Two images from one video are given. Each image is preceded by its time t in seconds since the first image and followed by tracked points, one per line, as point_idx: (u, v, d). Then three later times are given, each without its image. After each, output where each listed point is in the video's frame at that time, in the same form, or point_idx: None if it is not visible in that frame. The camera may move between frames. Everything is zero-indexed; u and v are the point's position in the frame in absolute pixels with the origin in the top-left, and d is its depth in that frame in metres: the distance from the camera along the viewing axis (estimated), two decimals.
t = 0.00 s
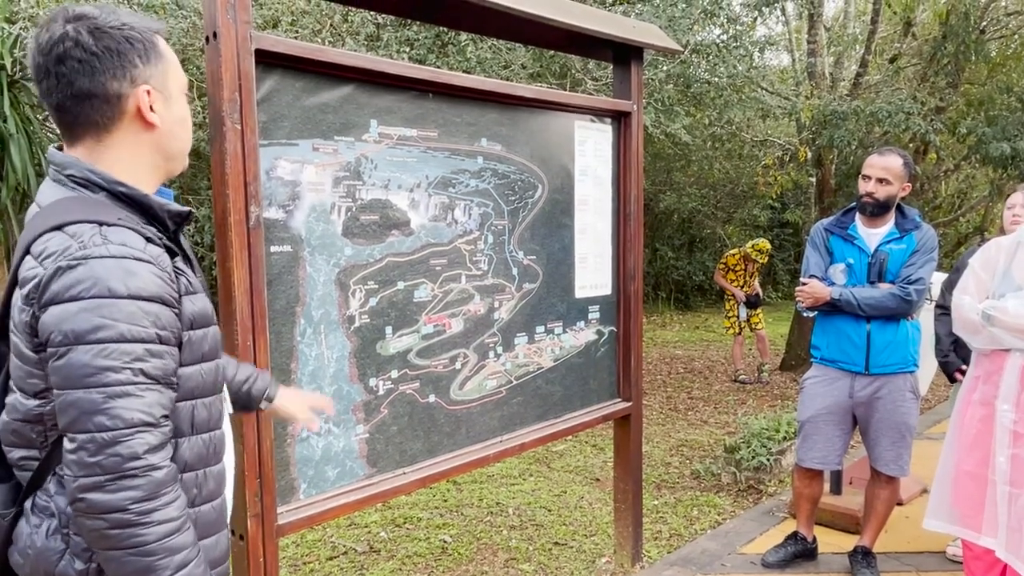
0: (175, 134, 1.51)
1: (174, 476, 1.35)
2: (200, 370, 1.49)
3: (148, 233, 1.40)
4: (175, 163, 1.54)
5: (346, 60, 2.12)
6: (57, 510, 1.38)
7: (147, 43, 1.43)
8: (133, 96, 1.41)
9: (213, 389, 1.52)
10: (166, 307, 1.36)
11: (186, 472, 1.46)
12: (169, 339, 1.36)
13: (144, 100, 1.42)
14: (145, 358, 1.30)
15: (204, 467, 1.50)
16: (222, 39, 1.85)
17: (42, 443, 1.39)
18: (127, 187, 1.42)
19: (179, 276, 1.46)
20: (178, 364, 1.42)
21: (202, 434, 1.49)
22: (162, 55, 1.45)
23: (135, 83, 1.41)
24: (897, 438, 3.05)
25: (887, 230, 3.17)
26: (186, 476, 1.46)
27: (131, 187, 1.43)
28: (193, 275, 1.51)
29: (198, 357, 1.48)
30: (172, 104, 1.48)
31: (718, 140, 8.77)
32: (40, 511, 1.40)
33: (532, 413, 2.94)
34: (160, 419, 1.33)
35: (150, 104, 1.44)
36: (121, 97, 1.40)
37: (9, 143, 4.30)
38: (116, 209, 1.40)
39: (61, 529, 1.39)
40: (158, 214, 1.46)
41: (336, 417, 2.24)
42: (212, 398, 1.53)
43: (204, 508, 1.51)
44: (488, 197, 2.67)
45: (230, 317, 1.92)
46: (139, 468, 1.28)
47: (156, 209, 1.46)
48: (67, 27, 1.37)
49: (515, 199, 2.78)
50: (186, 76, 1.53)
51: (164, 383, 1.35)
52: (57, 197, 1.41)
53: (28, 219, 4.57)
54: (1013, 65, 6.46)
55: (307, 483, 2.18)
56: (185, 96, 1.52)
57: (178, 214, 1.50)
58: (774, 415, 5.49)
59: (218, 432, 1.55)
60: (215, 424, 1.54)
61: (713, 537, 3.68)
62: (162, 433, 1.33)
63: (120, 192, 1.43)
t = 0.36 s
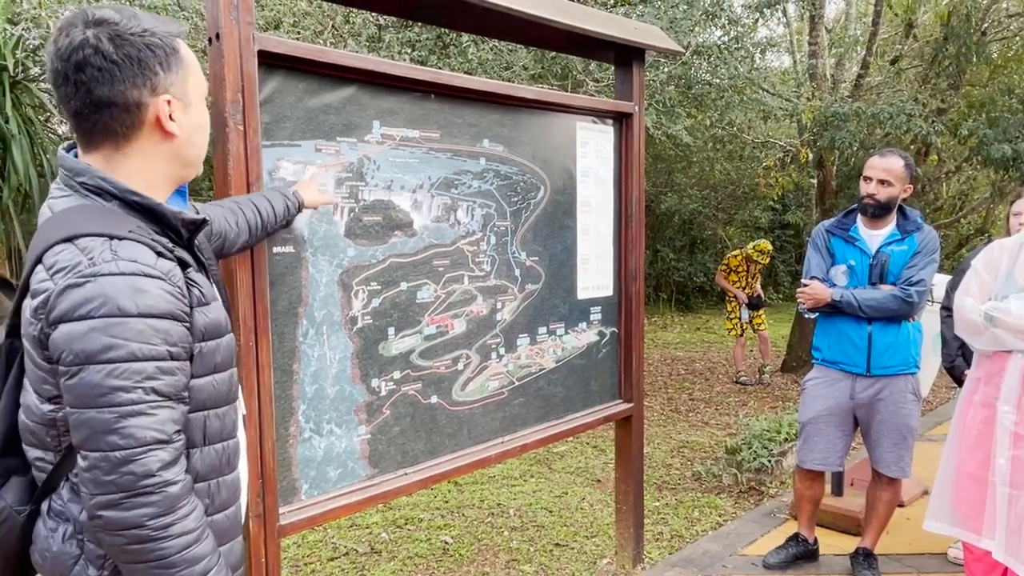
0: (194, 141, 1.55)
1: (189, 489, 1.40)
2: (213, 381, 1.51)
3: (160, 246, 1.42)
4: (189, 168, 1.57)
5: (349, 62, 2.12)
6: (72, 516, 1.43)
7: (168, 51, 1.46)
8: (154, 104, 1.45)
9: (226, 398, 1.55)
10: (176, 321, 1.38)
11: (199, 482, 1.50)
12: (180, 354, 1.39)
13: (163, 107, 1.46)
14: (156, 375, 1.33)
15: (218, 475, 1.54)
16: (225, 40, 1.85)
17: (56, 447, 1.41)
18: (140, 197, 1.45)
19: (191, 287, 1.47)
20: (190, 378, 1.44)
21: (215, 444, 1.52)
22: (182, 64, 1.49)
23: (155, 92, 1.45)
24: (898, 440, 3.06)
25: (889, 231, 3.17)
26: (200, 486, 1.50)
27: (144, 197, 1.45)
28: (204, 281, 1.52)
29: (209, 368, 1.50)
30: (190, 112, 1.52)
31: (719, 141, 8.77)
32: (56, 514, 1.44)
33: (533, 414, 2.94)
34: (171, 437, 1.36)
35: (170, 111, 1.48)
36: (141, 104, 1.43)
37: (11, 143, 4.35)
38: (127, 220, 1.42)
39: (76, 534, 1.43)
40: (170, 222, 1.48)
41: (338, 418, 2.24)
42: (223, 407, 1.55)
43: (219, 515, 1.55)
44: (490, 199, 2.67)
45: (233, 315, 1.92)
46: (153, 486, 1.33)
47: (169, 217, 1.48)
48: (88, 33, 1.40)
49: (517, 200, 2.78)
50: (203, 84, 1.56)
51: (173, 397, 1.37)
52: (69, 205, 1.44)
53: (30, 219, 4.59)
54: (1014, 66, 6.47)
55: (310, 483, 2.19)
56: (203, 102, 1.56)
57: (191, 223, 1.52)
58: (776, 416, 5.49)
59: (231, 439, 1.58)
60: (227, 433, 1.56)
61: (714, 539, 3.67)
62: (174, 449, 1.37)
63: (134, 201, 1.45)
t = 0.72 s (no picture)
0: (236, 151, 1.58)
1: (216, 491, 1.40)
2: (248, 385, 1.52)
3: (203, 253, 1.45)
4: (228, 177, 1.61)
5: (350, 63, 2.13)
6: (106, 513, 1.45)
7: (211, 67, 1.49)
8: (199, 120, 1.48)
9: (260, 402, 1.56)
10: (217, 326, 1.40)
11: (229, 483, 1.50)
12: (219, 358, 1.41)
13: (208, 122, 1.49)
14: (195, 377, 1.35)
15: (248, 477, 1.54)
16: (225, 42, 1.86)
17: (95, 444, 1.45)
18: (185, 205, 1.47)
19: (232, 293, 1.49)
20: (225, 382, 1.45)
21: (247, 448, 1.53)
22: (224, 78, 1.52)
23: (200, 108, 1.48)
24: (899, 441, 3.06)
25: (889, 232, 3.17)
26: (231, 488, 1.50)
27: (188, 205, 1.47)
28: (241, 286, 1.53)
29: (245, 373, 1.51)
30: (232, 124, 1.55)
31: (720, 142, 8.77)
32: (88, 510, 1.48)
33: (533, 415, 2.95)
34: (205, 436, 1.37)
35: (214, 124, 1.51)
36: (186, 120, 1.47)
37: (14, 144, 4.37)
38: (174, 225, 1.45)
39: (111, 530, 1.45)
40: (213, 230, 1.50)
41: (338, 418, 2.24)
42: (258, 412, 1.55)
43: (247, 519, 1.55)
44: (490, 200, 2.67)
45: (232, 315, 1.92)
46: (181, 485, 1.34)
47: (212, 226, 1.49)
48: (134, 53, 1.42)
49: (517, 201, 2.78)
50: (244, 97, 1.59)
51: (211, 399, 1.39)
52: (118, 212, 1.48)
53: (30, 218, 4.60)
54: (1015, 67, 6.51)
55: (310, 484, 2.19)
56: (245, 112, 1.59)
57: (234, 231, 1.52)
58: (776, 417, 5.49)
59: (264, 444, 1.58)
60: (260, 437, 1.56)
61: (714, 540, 3.67)
62: (207, 450, 1.38)
63: (179, 210, 1.48)
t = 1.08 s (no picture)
0: (294, 156, 1.61)
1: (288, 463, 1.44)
2: (306, 369, 1.57)
3: (272, 248, 1.49)
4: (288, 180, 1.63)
5: (350, 63, 2.13)
6: (174, 483, 1.46)
7: (277, 76, 1.52)
8: (266, 125, 1.51)
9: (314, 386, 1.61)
10: (286, 315, 1.44)
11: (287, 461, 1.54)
12: (288, 344, 1.45)
13: (273, 127, 1.52)
14: (270, 360, 1.39)
15: (300, 455, 1.58)
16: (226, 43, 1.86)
17: (166, 420, 1.47)
18: (254, 205, 1.52)
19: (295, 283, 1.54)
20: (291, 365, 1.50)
21: (299, 427, 1.56)
22: (288, 83, 1.55)
23: (267, 114, 1.51)
24: (898, 442, 3.05)
25: (888, 232, 3.17)
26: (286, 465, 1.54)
27: (257, 205, 1.52)
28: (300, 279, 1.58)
29: (303, 358, 1.56)
30: (293, 129, 1.58)
31: (719, 142, 8.78)
32: (158, 482, 1.48)
33: (533, 415, 2.95)
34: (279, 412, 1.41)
35: (278, 129, 1.54)
36: (255, 124, 1.49)
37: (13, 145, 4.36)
38: (244, 222, 1.49)
39: (172, 499, 1.47)
40: (276, 229, 1.55)
41: (338, 418, 2.24)
42: (311, 394, 1.60)
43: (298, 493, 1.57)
44: (489, 200, 2.67)
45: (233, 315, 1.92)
46: (260, 455, 1.36)
47: (275, 225, 1.54)
48: (212, 64, 1.46)
49: (516, 201, 2.78)
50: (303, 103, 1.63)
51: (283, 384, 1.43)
52: (190, 210, 1.51)
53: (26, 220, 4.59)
54: (1015, 67, 6.50)
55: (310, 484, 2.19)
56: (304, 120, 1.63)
57: (294, 230, 1.58)
58: (776, 417, 5.49)
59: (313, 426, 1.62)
60: (307, 419, 1.59)
61: (714, 540, 3.67)
62: (279, 425, 1.41)
63: (249, 208, 1.52)
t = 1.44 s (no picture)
0: (331, 157, 1.60)
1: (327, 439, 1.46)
2: (342, 358, 1.57)
3: (314, 241, 1.51)
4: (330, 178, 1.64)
5: (351, 63, 2.13)
6: (210, 454, 1.47)
7: (314, 80, 1.52)
8: (305, 129, 1.52)
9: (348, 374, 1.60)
10: (329, 304, 1.46)
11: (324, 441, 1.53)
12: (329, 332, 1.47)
13: (311, 130, 1.52)
14: (315, 347, 1.41)
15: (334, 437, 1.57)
16: (224, 42, 1.86)
17: (208, 397, 1.48)
18: (302, 205, 1.54)
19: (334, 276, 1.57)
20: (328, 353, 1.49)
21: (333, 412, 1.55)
22: (326, 88, 1.54)
23: (305, 118, 1.51)
24: (898, 441, 3.06)
25: (888, 231, 3.17)
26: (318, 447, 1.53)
27: (303, 205, 1.54)
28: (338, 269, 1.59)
29: (339, 347, 1.56)
30: (331, 131, 1.57)
31: (719, 142, 8.79)
32: (193, 453, 1.49)
33: (533, 414, 2.95)
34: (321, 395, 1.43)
35: (316, 133, 1.54)
36: (294, 128, 1.50)
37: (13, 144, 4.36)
38: (289, 218, 1.51)
39: (206, 469, 1.48)
40: (319, 227, 1.58)
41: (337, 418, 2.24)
42: (346, 381, 1.59)
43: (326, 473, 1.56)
44: (488, 200, 2.67)
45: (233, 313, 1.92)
46: (304, 432, 1.38)
47: (318, 223, 1.57)
48: (255, 71, 1.47)
49: (516, 200, 2.78)
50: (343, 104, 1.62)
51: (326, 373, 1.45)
52: (240, 206, 1.53)
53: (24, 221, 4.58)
54: (1014, 66, 6.46)
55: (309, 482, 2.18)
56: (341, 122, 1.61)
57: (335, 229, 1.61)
58: (775, 417, 5.49)
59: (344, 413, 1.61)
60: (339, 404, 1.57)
61: (713, 539, 3.68)
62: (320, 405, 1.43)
63: (296, 207, 1.54)
